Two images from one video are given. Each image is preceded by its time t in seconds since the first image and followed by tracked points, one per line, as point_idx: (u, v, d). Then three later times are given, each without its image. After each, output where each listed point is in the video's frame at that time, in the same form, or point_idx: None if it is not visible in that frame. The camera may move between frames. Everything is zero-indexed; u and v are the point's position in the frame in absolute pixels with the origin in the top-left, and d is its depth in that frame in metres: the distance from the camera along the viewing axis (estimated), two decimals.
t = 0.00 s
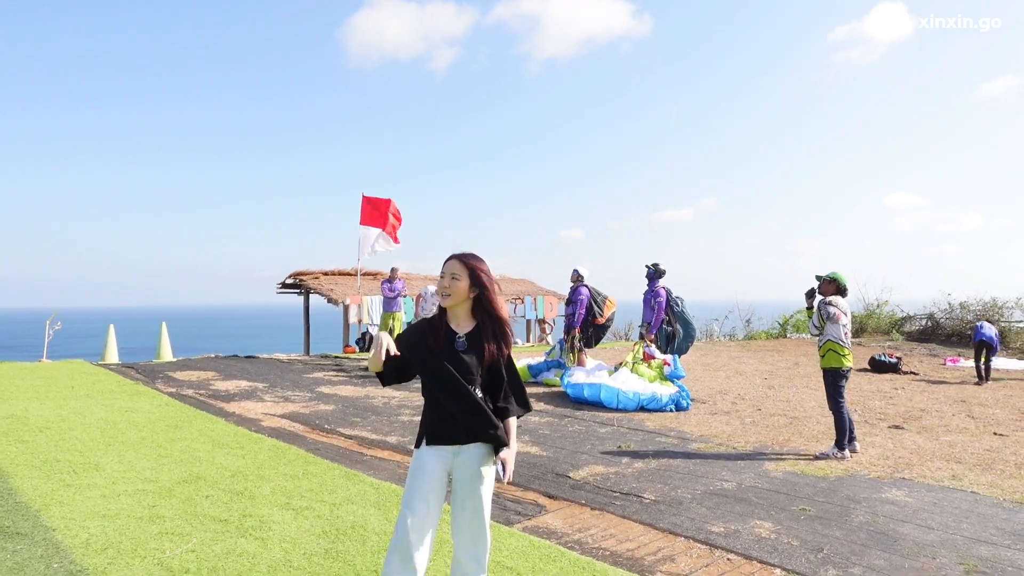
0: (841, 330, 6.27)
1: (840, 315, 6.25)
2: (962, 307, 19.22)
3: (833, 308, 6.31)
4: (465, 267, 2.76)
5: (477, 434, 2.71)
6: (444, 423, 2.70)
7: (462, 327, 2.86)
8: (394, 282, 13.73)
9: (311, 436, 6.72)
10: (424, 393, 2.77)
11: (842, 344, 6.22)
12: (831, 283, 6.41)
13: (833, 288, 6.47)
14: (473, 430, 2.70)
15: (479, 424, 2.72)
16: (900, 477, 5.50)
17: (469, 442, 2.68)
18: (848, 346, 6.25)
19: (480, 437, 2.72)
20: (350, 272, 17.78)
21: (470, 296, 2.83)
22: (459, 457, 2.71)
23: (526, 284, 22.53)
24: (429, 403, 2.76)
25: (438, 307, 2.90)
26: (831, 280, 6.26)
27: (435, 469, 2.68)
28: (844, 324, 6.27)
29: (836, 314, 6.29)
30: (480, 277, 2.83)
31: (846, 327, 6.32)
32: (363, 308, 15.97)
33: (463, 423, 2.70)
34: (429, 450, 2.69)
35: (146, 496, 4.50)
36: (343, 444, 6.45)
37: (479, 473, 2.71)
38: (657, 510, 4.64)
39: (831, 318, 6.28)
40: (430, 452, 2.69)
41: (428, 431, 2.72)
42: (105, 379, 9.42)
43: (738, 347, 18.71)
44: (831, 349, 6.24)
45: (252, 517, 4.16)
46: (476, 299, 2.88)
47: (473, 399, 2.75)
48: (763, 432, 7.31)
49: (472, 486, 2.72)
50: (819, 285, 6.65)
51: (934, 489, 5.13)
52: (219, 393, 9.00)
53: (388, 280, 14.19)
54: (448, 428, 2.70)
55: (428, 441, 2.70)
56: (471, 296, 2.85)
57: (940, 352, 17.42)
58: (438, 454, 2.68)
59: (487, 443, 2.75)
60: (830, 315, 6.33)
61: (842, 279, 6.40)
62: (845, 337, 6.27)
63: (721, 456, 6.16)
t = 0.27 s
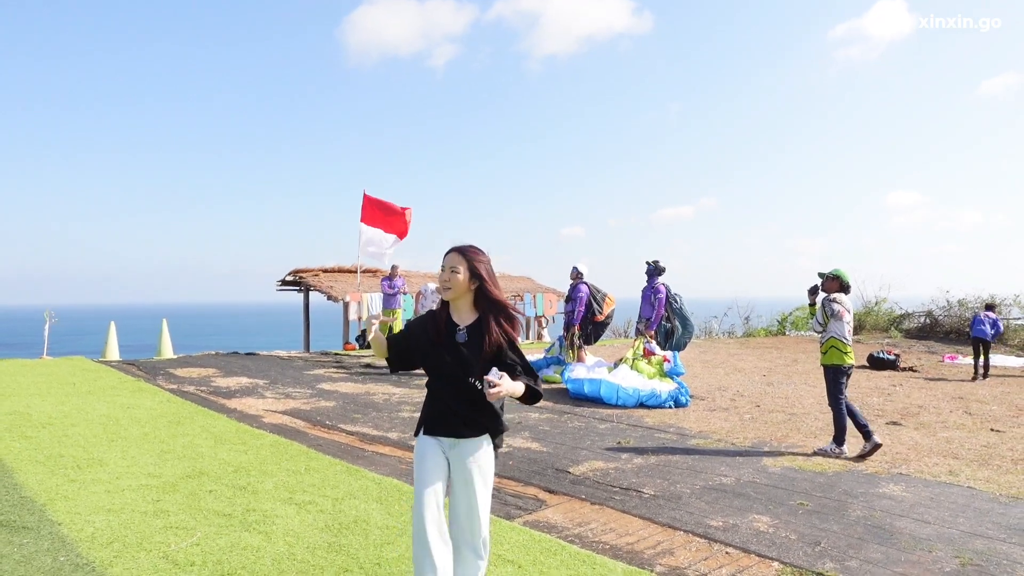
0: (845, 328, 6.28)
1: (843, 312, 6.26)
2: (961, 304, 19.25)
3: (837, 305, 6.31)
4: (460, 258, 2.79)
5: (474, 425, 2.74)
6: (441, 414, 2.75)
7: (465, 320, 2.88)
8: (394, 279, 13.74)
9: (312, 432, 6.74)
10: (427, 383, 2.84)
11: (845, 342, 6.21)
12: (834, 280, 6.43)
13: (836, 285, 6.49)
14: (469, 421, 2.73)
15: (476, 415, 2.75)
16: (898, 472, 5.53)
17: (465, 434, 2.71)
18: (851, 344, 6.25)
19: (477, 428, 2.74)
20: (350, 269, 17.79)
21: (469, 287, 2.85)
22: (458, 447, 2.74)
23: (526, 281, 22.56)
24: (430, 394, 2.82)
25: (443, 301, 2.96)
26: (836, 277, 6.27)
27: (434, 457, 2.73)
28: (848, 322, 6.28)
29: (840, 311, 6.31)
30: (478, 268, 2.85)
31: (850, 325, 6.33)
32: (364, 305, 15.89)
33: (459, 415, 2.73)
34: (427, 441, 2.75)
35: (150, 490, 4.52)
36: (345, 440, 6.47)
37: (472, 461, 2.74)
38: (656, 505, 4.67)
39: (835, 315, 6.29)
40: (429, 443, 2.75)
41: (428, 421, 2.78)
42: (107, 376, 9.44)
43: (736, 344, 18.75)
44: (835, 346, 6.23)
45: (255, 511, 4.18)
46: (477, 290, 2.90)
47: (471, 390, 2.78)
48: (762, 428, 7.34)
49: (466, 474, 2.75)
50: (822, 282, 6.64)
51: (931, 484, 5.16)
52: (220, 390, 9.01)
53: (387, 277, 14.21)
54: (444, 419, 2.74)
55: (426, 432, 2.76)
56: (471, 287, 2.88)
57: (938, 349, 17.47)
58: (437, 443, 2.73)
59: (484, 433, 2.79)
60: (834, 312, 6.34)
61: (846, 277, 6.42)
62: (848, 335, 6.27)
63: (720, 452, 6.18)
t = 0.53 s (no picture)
0: (849, 330, 6.25)
1: (847, 314, 6.24)
2: (960, 306, 19.29)
3: (840, 308, 6.30)
4: (460, 265, 2.80)
5: (467, 431, 2.74)
6: (437, 418, 2.78)
7: (467, 324, 2.90)
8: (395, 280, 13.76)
9: (315, 433, 6.75)
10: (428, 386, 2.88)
11: (850, 344, 6.19)
12: (839, 284, 6.44)
13: (841, 288, 6.50)
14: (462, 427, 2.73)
15: (470, 421, 2.76)
16: (896, 473, 5.56)
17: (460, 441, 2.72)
18: (856, 346, 6.21)
19: (470, 434, 2.74)
20: (350, 270, 17.80)
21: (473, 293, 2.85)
22: (455, 455, 2.74)
23: (526, 282, 22.59)
24: (430, 397, 2.85)
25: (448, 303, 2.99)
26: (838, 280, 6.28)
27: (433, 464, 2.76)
28: (851, 324, 6.24)
29: (843, 313, 6.29)
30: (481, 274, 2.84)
31: (854, 327, 6.28)
32: (364, 307, 15.99)
33: (456, 421, 2.75)
34: (426, 446, 2.77)
35: (155, 491, 4.53)
36: (347, 441, 6.49)
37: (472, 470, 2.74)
38: (657, 506, 4.69)
39: (838, 317, 6.28)
40: (427, 447, 2.77)
41: (426, 427, 2.80)
42: (109, 377, 9.44)
43: (735, 345, 18.77)
44: (838, 349, 6.22)
45: (260, 512, 4.19)
46: (480, 295, 2.90)
47: (468, 396, 2.79)
48: (761, 429, 7.37)
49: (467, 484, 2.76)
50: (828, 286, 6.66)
51: (929, 485, 5.19)
52: (222, 390, 9.02)
53: (388, 279, 14.24)
54: (441, 425, 2.76)
55: (424, 438, 2.78)
56: (474, 293, 2.89)
57: (937, 350, 17.51)
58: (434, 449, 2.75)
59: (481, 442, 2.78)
60: (838, 314, 6.33)
61: (849, 280, 6.40)
62: (853, 337, 6.25)
63: (720, 453, 6.21)
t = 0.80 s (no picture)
0: (859, 330, 6.25)
1: (856, 315, 6.24)
2: (959, 305, 19.35)
3: (850, 308, 6.31)
4: (467, 270, 2.82)
5: (467, 436, 2.76)
6: (440, 421, 2.82)
7: (474, 329, 2.95)
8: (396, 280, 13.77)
9: (321, 432, 6.77)
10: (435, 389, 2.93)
11: (859, 344, 6.21)
12: (849, 285, 6.46)
13: (851, 289, 6.50)
14: (462, 432, 2.73)
15: (471, 426, 2.77)
16: (898, 472, 5.58)
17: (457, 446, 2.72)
18: (866, 346, 6.21)
19: (470, 440, 2.75)
20: (352, 270, 17.81)
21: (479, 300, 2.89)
22: (454, 460, 2.77)
23: (526, 282, 22.62)
24: (437, 401, 2.91)
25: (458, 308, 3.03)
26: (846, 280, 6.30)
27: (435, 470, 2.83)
28: (861, 323, 6.24)
29: (851, 314, 6.29)
30: (489, 281, 2.87)
31: (865, 327, 6.28)
32: (365, 306, 15.98)
33: (457, 426, 2.78)
34: (429, 450, 2.83)
35: (165, 490, 4.55)
36: (353, 440, 6.51)
37: (471, 475, 2.75)
38: (662, 504, 4.71)
39: (846, 317, 6.28)
40: (430, 451, 2.83)
41: (430, 431, 2.86)
42: (114, 377, 9.45)
43: (735, 344, 18.81)
44: (848, 349, 6.25)
45: (270, 510, 4.21)
46: (487, 302, 2.93)
47: (471, 400, 2.81)
48: (763, 428, 7.39)
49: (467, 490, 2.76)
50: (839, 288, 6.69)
51: (931, 484, 5.21)
52: (226, 390, 9.03)
53: (391, 278, 14.27)
54: (442, 430, 2.80)
55: (428, 441, 2.84)
56: (481, 298, 2.92)
57: (936, 349, 17.55)
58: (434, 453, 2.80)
59: (483, 451, 2.76)
60: (847, 315, 6.33)
61: (859, 281, 6.41)
62: (863, 338, 6.23)
63: (723, 453, 6.23)
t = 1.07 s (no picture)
0: (863, 328, 6.28)
1: (860, 313, 6.27)
2: (951, 302, 19.48)
3: (854, 306, 6.34)
4: (471, 269, 2.85)
5: (470, 434, 2.79)
6: (442, 416, 2.86)
7: (479, 328, 2.97)
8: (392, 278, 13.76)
9: (319, 430, 6.77)
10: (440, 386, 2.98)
11: (864, 342, 6.23)
12: (852, 284, 6.49)
13: (854, 288, 6.53)
14: (463, 429, 2.77)
15: (473, 423, 2.80)
16: (891, 468, 5.63)
17: (459, 443, 2.76)
18: (870, 344, 6.25)
19: (470, 436, 2.78)
20: (347, 269, 17.79)
21: (483, 298, 2.90)
22: (456, 456, 2.81)
23: (521, 280, 22.65)
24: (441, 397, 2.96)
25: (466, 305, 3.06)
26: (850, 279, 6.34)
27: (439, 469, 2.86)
28: (865, 321, 6.28)
29: (856, 312, 6.33)
30: (492, 280, 2.88)
31: (868, 325, 6.31)
32: (361, 305, 16.06)
33: (458, 422, 2.82)
34: (434, 446, 2.88)
35: (166, 488, 4.55)
36: (351, 438, 6.51)
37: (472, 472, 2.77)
38: (659, 500, 4.74)
39: (850, 316, 6.32)
40: (434, 447, 2.88)
41: (435, 427, 2.92)
42: (110, 376, 9.42)
43: (730, 342, 18.90)
44: (852, 347, 6.28)
45: (270, 507, 4.22)
46: (492, 301, 2.94)
47: (474, 397, 2.84)
48: (758, 425, 7.44)
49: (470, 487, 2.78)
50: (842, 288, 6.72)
51: (924, 479, 5.26)
52: (223, 389, 9.02)
53: (386, 277, 14.28)
54: (445, 425, 2.85)
55: (433, 437, 2.90)
56: (486, 297, 2.94)
57: (929, 347, 17.67)
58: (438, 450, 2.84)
59: (485, 449, 2.82)
60: (851, 313, 6.36)
61: (861, 279, 6.43)
62: (867, 335, 6.27)
63: (719, 449, 6.27)
